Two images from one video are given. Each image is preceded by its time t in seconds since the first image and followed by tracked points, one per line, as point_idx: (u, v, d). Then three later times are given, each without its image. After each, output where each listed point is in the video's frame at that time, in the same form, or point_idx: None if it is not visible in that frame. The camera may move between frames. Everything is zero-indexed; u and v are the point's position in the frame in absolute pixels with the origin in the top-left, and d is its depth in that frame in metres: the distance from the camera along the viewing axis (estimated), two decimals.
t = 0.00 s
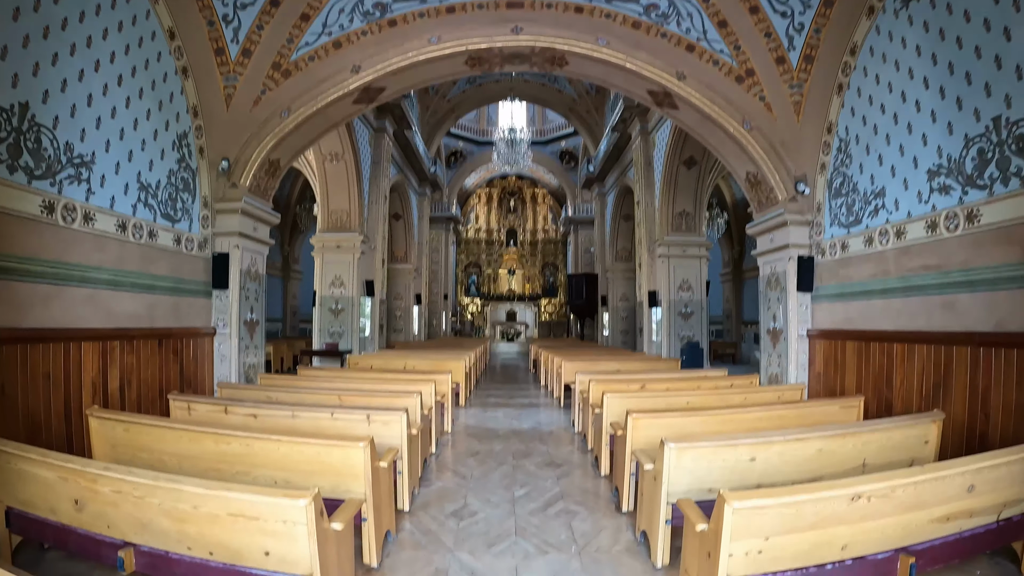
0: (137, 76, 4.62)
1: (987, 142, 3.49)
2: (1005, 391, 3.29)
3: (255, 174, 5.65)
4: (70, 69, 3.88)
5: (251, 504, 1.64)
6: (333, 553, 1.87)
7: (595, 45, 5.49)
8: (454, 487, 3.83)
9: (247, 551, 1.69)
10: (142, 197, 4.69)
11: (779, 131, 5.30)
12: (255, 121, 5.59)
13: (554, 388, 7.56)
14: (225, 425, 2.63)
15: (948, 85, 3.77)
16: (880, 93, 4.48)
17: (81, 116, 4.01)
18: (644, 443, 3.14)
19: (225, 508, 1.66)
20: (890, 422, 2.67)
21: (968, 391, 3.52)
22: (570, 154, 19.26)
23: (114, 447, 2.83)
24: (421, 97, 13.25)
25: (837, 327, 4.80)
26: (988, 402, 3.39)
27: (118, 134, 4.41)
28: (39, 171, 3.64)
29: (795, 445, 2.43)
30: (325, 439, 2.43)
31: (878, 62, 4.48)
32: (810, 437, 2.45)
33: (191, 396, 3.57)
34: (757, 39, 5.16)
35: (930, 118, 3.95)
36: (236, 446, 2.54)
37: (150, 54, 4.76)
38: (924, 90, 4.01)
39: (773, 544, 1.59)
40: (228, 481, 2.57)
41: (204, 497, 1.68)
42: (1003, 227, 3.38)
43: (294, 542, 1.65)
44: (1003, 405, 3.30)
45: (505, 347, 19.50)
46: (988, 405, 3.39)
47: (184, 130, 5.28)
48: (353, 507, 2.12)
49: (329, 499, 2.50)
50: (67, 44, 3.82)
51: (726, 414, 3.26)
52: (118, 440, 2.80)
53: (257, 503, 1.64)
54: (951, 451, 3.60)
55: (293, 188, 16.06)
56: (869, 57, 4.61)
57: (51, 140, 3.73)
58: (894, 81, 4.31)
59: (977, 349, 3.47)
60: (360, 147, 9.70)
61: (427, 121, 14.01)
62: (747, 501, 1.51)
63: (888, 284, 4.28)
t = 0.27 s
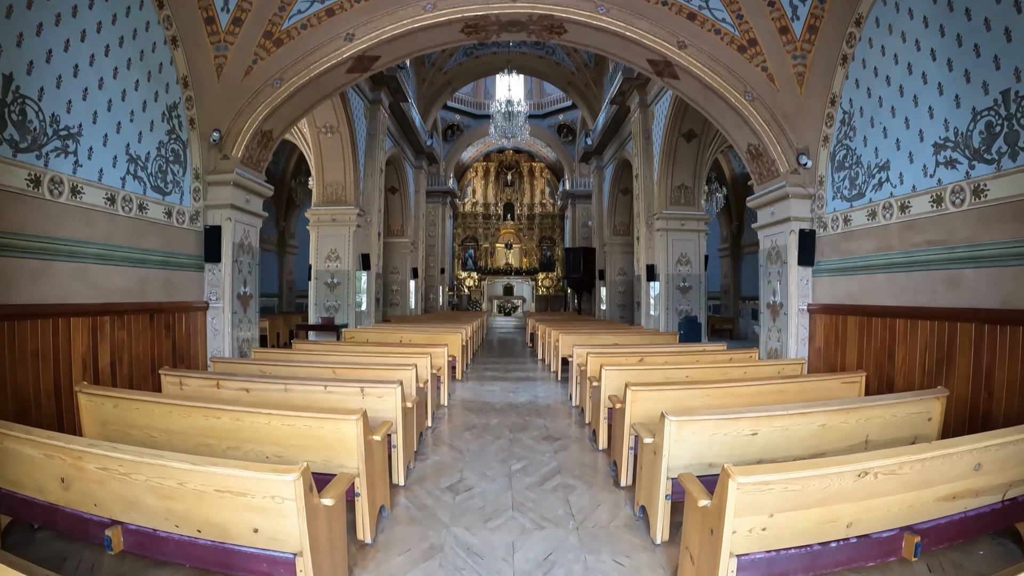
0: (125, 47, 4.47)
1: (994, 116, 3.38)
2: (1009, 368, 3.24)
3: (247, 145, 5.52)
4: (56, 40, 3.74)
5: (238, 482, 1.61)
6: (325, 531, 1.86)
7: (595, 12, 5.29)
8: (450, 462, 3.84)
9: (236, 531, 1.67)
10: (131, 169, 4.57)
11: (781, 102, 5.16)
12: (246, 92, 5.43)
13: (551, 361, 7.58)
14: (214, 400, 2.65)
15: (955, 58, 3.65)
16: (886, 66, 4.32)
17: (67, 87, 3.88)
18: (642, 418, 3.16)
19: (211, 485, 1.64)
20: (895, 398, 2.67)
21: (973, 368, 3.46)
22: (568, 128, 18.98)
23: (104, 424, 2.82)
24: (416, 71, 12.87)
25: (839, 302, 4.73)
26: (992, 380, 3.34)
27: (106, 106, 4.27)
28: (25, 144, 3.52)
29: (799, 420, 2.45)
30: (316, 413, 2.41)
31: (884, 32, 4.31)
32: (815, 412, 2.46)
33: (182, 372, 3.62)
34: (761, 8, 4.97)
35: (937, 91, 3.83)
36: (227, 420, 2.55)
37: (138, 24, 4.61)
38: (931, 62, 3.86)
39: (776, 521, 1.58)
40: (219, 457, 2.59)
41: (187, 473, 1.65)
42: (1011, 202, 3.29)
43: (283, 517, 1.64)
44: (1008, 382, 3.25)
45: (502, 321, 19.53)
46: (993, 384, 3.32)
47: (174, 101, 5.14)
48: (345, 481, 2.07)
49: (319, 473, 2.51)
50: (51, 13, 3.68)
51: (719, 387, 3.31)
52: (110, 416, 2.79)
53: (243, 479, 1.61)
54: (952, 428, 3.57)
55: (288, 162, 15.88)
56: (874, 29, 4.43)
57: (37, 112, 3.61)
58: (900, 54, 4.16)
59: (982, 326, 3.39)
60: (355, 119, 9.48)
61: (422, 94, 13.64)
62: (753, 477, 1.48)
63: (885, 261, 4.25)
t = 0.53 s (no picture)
0: (109, 14, 4.32)
1: (1006, 89, 3.28)
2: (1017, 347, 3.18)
3: (237, 115, 5.36)
4: (36, 6, 3.62)
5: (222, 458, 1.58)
6: (313, 509, 1.86)
7: None
8: (445, 438, 3.83)
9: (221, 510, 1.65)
10: (117, 139, 4.42)
11: (785, 73, 4.99)
12: (237, 60, 5.28)
13: (548, 336, 7.57)
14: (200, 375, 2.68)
15: (966, 30, 3.53)
16: (894, 36, 4.16)
17: (49, 56, 3.76)
18: (643, 393, 3.19)
19: (193, 463, 1.61)
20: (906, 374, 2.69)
21: (980, 346, 3.41)
22: (565, 103, 18.65)
23: (88, 403, 2.81)
24: (411, 43, 12.49)
25: (842, 279, 4.67)
26: (1000, 358, 3.29)
27: (90, 75, 4.14)
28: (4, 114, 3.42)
29: (807, 396, 2.49)
30: (306, 388, 2.43)
31: (893, 2, 4.14)
32: (824, 389, 2.50)
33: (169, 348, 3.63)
34: None
35: (946, 64, 3.71)
36: (213, 396, 2.59)
37: None
38: (941, 34, 3.73)
39: (788, 500, 1.58)
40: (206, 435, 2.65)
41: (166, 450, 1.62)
42: None
43: (269, 494, 1.61)
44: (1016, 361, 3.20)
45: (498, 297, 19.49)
46: (999, 362, 3.28)
47: (163, 70, 4.95)
48: (333, 459, 2.06)
49: (308, 449, 2.53)
50: None
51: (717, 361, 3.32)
52: (96, 394, 2.78)
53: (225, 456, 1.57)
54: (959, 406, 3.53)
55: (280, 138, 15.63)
56: None
57: (17, 80, 3.50)
58: (909, 25, 4.01)
59: (991, 304, 3.33)
60: (349, 90, 9.22)
61: (417, 67, 13.26)
62: (766, 456, 1.46)
63: (891, 237, 4.18)
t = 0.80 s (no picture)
0: None
1: None
2: None
3: (224, 79, 5.14)
4: None
5: (203, 439, 1.72)
6: (298, 485, 1.89)
7: None
8: (441, 408, 3.84)
9: (202, 490, 1.87)
10: (98, 105, 4.26)
11: (793, 35, 4.78)
12: (223, 24, 5.05)
13: (546, 303, 7.57)
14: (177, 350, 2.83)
15: None
16: None
17: (24, 19, 3.63)
18: (647, 359, 3.21)
19: (171, 445, 1.81)
20: (920, 349, 2.92)
21: (993, 320, 3.38)
22: (562, 69, 18.16)
23: (70, 378, 3.09)
24: (407, 8, 12.04)
25: (848, 248, 4.63)
26: (1012, 334, 3.26)
27: (68, 38, 3.98)
28: None
29: (818, 368, 2.65)
30: (292, 359, 2.43)
31: None
32: (835, 360, 2.67)
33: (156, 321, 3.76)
34: None
35: (962, 29, 3.58)
36: (195, 369, 2.69)
37: None
38: None
39: (805, 480, 1.73)
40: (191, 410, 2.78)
41: (143, 431, 1.79)
42: None
43: (253, 472, 1.74)
44: None
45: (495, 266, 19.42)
46: (1013, 338, 3.25)
47: (145, 33, 4.76)
48: (322, 436, 2.07)
49: (296, 423, 2.57)
50: None
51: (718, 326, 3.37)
52: (77, 368, 3.05)
53: (207, 437, 1.71)
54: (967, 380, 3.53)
55: (269, 108, 15.26)
56: None
57: None
58: None
59: (1006, 278, 3.29)
60: (342, 54, 8.89)
61: (411, 33, 12.78)
62: (786, 433, 1.56)
63: (902, 205, 4.11)
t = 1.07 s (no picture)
0: None
1: None
2: None
3: (216, 70, 5.01)
4: None
5: (181, 445, 1.67)
6: (285, 492, 1.82)
7: None
8: (438, 405, 3.77)
9: (185, 497, 1.84)
10: (84, 97, 4.15)
11: (797, 24, 4.65)
12: (214, 12, 4.92)
13: (544, 297, 7.48)
14: (165, 348, 2.78)
15: None
16: None
17: (6, 6, 3.49)
18: (650, 354, 3.14)
19: (150, 451, 1.76)
20: (930, 344, 2.87)
21: (1002, 315, 3.32)
22: (560, 61, 17.98)
23: (55, 377, 3.02)
24: None
25: (853, 241, 4.56)
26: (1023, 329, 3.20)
27: (53, 27, 3.85)
28: None
29: (828, 365, 2.59)
30: (284, 358, 2.35)
31: None
32: (846, 357, 2.61)
33: (144, 318, 3.70)
34: None
35: (973, 16, 3.48)
36: (181, 368, 2.66)
37: None
38: None
39: (821, 485, 1.68)
40: (177, 411, 2.79)
41: (120, 436, 1.78)
42: None
43: (235, 481, 1.68)
44: None
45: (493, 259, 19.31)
46: None
47: (134, 23, 4.60)
48: (309, 442, 2.00)
49: (289, 424, 2.50)
50: None
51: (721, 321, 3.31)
52: (62, 367, 2.99)
53: (184, 442, 1.66)
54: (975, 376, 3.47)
55: (268, 100, 14.98)
56: None
57: None
58: None
59: (1016, 273, 3.24)
60: (337, 45, 8.72)
61: (407, 25, 12.61)
62: (803, 438, 1.51)
63: (909, 198, 4.04)
